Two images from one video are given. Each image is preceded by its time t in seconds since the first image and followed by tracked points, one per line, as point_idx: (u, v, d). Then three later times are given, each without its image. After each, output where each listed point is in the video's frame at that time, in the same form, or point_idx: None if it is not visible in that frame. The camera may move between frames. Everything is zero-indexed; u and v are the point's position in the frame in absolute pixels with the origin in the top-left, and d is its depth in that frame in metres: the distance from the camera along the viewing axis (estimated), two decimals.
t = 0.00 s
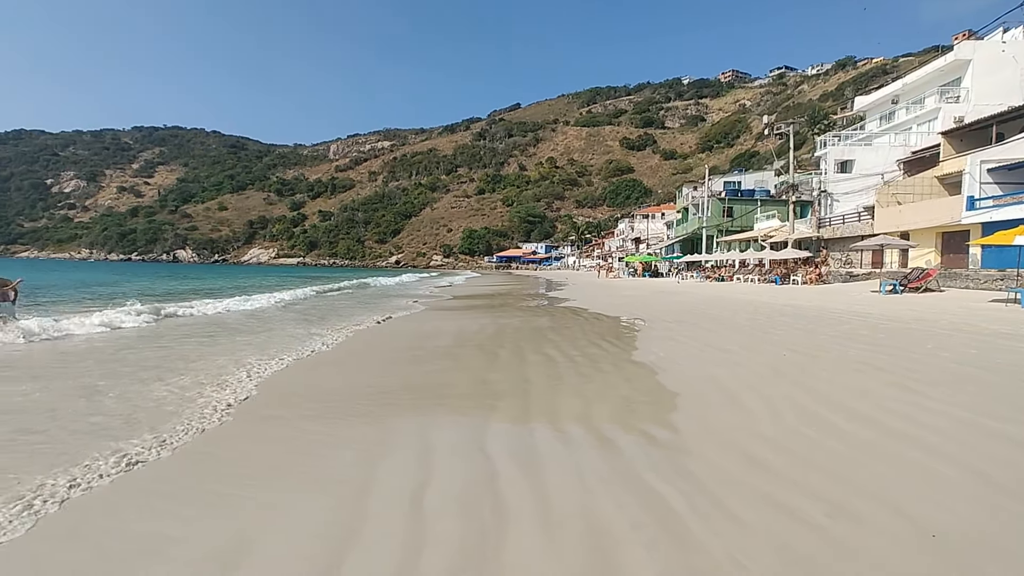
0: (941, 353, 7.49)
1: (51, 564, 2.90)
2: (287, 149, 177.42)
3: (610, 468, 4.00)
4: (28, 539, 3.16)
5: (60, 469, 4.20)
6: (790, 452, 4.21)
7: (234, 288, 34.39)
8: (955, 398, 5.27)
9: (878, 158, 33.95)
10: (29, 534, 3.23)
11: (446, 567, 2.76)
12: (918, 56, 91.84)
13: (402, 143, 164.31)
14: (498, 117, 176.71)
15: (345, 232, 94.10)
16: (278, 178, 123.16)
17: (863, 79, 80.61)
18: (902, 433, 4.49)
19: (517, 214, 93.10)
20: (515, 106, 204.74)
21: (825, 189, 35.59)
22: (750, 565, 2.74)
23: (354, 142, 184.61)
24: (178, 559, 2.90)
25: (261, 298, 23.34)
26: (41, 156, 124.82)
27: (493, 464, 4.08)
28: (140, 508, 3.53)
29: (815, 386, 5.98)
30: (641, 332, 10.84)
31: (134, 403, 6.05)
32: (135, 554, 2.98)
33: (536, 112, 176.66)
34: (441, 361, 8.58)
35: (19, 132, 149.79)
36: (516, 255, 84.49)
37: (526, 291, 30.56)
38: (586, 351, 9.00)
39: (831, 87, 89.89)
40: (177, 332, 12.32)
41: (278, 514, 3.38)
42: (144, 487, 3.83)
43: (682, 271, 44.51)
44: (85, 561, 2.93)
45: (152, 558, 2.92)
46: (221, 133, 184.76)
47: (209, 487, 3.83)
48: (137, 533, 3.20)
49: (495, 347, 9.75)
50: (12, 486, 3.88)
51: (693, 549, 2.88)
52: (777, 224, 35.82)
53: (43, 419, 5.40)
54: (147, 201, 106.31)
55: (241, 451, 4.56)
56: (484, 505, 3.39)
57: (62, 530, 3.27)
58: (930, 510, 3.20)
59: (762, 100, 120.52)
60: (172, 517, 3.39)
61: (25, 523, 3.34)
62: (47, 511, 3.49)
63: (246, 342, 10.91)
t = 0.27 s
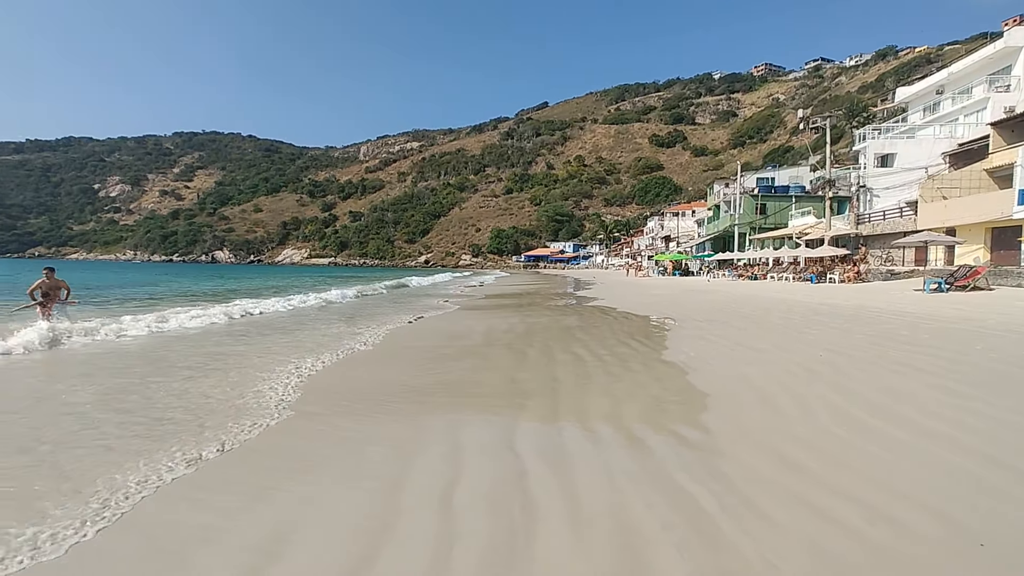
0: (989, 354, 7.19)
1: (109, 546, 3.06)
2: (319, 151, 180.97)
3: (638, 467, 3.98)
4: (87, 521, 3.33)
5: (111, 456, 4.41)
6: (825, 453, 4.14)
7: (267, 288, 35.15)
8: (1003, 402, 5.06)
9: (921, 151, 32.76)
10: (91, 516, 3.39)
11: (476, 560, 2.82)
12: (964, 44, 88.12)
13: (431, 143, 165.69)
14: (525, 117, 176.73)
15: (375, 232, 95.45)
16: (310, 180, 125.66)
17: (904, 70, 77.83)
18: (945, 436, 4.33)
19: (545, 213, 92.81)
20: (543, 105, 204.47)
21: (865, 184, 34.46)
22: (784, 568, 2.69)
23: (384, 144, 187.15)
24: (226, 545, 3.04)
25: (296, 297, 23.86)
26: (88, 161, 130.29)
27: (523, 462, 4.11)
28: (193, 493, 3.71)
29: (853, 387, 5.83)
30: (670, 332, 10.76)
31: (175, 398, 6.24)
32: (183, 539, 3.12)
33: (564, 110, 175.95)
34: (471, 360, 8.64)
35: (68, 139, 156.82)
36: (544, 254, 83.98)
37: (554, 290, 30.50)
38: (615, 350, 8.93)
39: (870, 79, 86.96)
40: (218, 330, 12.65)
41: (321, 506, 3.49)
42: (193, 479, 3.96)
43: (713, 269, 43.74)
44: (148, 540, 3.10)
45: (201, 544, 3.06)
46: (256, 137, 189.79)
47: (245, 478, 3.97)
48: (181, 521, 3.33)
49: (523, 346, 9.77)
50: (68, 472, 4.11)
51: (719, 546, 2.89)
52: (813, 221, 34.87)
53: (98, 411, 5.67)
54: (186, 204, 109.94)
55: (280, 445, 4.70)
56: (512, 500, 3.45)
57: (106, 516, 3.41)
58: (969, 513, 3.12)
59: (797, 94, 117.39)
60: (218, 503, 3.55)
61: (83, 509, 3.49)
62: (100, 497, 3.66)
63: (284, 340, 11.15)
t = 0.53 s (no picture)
0: None
1: (157, 530, 3.20)
2: (352, 153, 184.24)
3: (671, 467, 3.92)
4: (136, 508, 3.47)
5: (158, 448, 4.58)
6: (867, 457, 4.01)
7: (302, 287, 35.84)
8: None
9: (972, 142, 31.44)
10: (139, 504, 3.53)
11: (507, 555, 2.83)
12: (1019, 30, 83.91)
13: (462, 143, 166.72)
14: (556, 115, 176.21)
15: (407, 232, 96.63)
16: (344, 181, 127.91)
17: (953, 59, 74.59)
18: (997, 442, 4.14)
19: (576, 212, 92.17)
20: (573, 103, 203.43)
21: (912, 177, 33.27)
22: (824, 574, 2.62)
23: (416, 144, 189.27)
24: (266, 533, 3.13)
25: (331, 296, 24.30)
26: (135, 166, 135.77)
27: (556, 461, 4.08)
28: (234, 484, 3.84)
29: (897, 390, 5.63)
30: (704, 331, 10.58)
31: (219, 393, 6.43)
32: (225, 527, 3.23)
33: (595, 108, 174.72)
34: (503, 359, 8.64)
35: (118, 145, 163.85)
36: (575, 254, 83.33)
37: (585, 289, 30.34)
38: (648, 350, 8.81)
39: (916, 68, 83.61)
40: (260, 328, 12.96)
41: (357, 499, 3.56)
42: (234, 471, 4.08)
43: (748, 267, 42.75)
44: (192, 526, 3.22)
45: (244, 533, 3.16)
46: (292, 141, 194.49)
47: (284, 471, 4.08)
48: (222, 511, 3.44)
49: (555, 345, 9.75)
50: (118, 461, 4.27)
51: (754, 548, 2.84)
52: (855, 217, 33.75)
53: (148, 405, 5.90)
54: (227, 207, 113.53)
55: (317, 439, 4.80)
56: (542, 496, 3.44)
57: (154, 502, 3.55)
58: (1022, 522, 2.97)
59: (837, 86, 113.70)
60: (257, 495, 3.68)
61: (133, 497, 3.64)
62: (149, 485, 3.81)
63: (322, 338, 11.37)
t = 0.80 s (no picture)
0: None
1: (188, 522, 3.29)
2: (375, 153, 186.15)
3: (694, 466, 3.87)
4: (167, 501, 3.56)
5: (188, 443, 4.69)
6: (897, 458, 3.91)
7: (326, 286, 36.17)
8: None
9: (1011, 134, 30.34)
10: (162, 498, 3.60)
11: (529, 551, 2.84)
12: None
13: (484, 142, 167.18)
14: (578, 113, 175.44)
15: (429, 231, 97.27)
16: (367, 181, 129.32)
17: (991, 48, 72.06)
18: None
19: (598, 210, 91.34)
20: (596, 100, 202.12)
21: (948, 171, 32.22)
22: None
23: (438, 144, 190.43)
24: (292, 527, 3.19)
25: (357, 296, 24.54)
26: (166, 169, 139.56)
27: (580, 459, 4.05)
28: (260, 479, 3.91)
29: (931, 391, 5.46)
30: (729, 330, 10.41)
31: (248, 390, 6.55)
32: (252, 521, 3.29)
33: (617, 105, 173.37)
34: (523, 358, 8.65)
35: (150, 148, 168.68)
36: (597, 252, 82.77)
37: (607, 288, 30.15)
38: (671, 349, 8.70)
39: (951, 59, 80.90)
40: (292, 325, 13.14)
41: (381, 495, 3.61)
42: (261, 467, 4.15)
43: (775, 265, 41.95)
44: (221, 520, 3.30)
45: (271, 527, 3.22)
46: (317, 142, 197.45)
47: (308, 467, 4.14)
48: (249, 504, 3.51)
49: (577, 343, 9.70)
50: (150, 454, 4.39)
51: (779, 548, 2.79)
52: (886, 213, 32.87)
53: (180, 400, 6.04)
54: (254, 208, 115.95)
55: (340, 436, 4.86)
56: (564, 495, 3.42)
57: (183, 497, 3.64)
58: None
59: (867, 79, 110.70)
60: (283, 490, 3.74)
61: (160, 489, 3.74)
62: (179, 479, 3.90)
63: (350, 336, 11.48)
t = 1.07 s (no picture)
0: None
1: (208, 518, 3.33)
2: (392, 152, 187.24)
3: (711, 466, 3.83)
4: (188, 498, 3.62)
5: (209, 441, 4.76)
6: (921, 459, 3.83)
7: (342, 285, 36.36)
8: None
9: None
10: (180, 497, 3.64)
11: (546, 550, 2.83)
12: None
13: (499, 140, 167.23)
14: (593, 110, 174.56)
15: (445, 230, 97.60)
16: (384, 180, 130.17)
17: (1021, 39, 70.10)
18: None
19: (614, 208, 90.77)
20: (612, 96, 200.88)
21: (976, 165, 31.48)
22: None
23: (454, 142, 190.90)
24: (311, 526, 3.23)
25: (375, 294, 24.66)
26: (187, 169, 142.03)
27: (596, 458, 4.02)
28: (278, 477, 3.95)
29: (955, 390, 5.33)
30: (747, 329, 10.28)
31: (268, 389, 6.62)
32: (271, 518, 3.33)
33: (634, 101, 172.15)
34: (539, 356, 8.63)
35: (172, 149, 171.85)
36: (612, 250, 82.28)
37: (622, 286, 29.96)
38: (688, 348, 8.62)
39: (978, 51, 78.91)
40: (315, 323, 13.26)
41: (398, 492, 3.62)
42: (280, 465, 4.21)
43: (794, 263, 41.38)
44: (240, 518, 3.34)
45: (288, 525, 3.24)
46: (334, 141, 199.26)
47: (325, 466, 4.18)
48: (267, 502, 3.55)
49: (593, 342, 9.65)
50: (172, 453, 4.47)
51: (801, 550, 2.75)
52: (909, 209, 32.17)
53: (201, 399, 6.13)
54: (273, 207, 117.43)
55: (358, 434, 4.91)
56: (581, 494, 3.41)
57: (204, 494, 3.69)
58: None
59: (891, 72, 108.39)
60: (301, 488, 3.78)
61: (177, 488, 3.78)
62: (198, 477, 3.96)
63: (371, 335, 11.57)
